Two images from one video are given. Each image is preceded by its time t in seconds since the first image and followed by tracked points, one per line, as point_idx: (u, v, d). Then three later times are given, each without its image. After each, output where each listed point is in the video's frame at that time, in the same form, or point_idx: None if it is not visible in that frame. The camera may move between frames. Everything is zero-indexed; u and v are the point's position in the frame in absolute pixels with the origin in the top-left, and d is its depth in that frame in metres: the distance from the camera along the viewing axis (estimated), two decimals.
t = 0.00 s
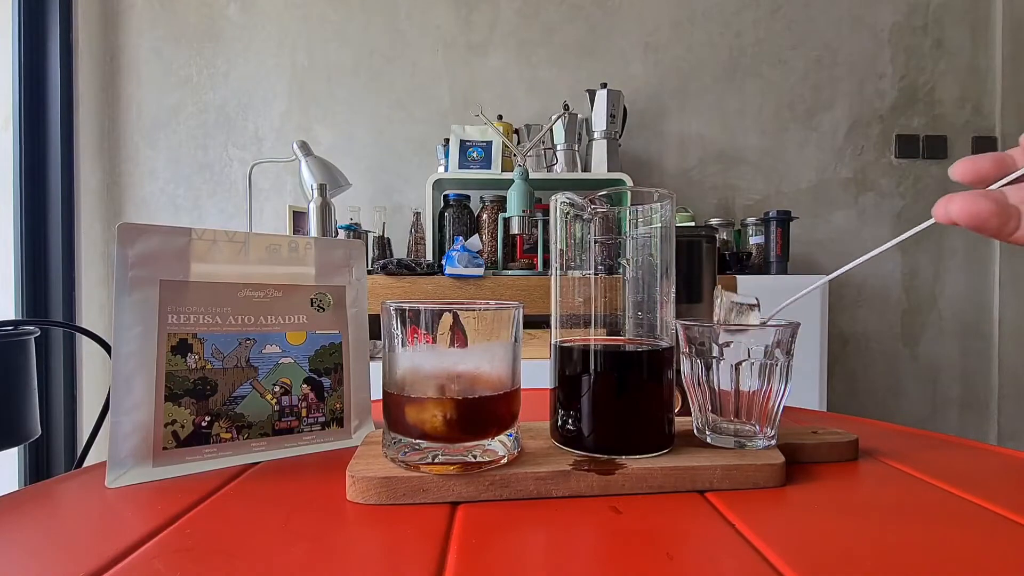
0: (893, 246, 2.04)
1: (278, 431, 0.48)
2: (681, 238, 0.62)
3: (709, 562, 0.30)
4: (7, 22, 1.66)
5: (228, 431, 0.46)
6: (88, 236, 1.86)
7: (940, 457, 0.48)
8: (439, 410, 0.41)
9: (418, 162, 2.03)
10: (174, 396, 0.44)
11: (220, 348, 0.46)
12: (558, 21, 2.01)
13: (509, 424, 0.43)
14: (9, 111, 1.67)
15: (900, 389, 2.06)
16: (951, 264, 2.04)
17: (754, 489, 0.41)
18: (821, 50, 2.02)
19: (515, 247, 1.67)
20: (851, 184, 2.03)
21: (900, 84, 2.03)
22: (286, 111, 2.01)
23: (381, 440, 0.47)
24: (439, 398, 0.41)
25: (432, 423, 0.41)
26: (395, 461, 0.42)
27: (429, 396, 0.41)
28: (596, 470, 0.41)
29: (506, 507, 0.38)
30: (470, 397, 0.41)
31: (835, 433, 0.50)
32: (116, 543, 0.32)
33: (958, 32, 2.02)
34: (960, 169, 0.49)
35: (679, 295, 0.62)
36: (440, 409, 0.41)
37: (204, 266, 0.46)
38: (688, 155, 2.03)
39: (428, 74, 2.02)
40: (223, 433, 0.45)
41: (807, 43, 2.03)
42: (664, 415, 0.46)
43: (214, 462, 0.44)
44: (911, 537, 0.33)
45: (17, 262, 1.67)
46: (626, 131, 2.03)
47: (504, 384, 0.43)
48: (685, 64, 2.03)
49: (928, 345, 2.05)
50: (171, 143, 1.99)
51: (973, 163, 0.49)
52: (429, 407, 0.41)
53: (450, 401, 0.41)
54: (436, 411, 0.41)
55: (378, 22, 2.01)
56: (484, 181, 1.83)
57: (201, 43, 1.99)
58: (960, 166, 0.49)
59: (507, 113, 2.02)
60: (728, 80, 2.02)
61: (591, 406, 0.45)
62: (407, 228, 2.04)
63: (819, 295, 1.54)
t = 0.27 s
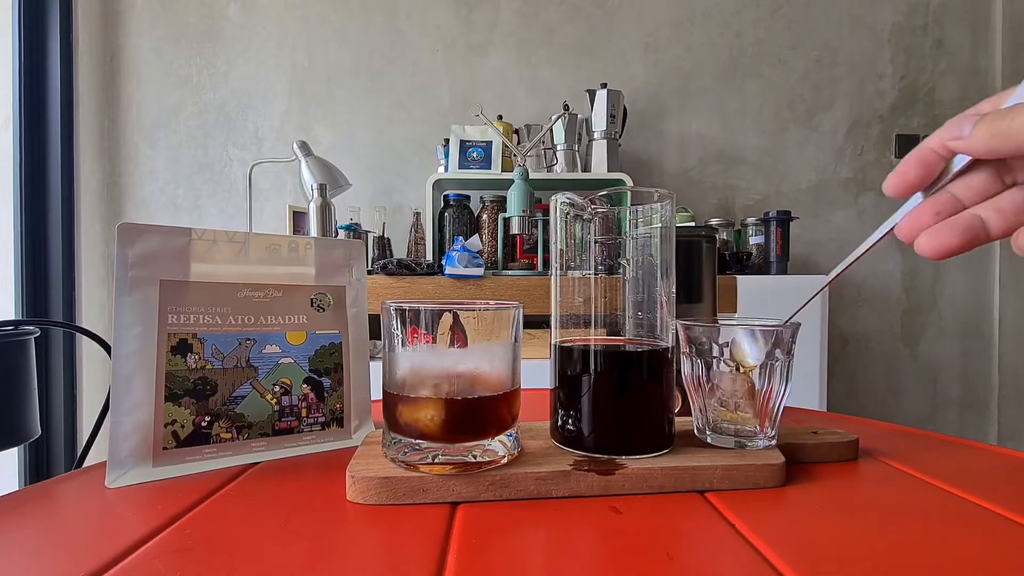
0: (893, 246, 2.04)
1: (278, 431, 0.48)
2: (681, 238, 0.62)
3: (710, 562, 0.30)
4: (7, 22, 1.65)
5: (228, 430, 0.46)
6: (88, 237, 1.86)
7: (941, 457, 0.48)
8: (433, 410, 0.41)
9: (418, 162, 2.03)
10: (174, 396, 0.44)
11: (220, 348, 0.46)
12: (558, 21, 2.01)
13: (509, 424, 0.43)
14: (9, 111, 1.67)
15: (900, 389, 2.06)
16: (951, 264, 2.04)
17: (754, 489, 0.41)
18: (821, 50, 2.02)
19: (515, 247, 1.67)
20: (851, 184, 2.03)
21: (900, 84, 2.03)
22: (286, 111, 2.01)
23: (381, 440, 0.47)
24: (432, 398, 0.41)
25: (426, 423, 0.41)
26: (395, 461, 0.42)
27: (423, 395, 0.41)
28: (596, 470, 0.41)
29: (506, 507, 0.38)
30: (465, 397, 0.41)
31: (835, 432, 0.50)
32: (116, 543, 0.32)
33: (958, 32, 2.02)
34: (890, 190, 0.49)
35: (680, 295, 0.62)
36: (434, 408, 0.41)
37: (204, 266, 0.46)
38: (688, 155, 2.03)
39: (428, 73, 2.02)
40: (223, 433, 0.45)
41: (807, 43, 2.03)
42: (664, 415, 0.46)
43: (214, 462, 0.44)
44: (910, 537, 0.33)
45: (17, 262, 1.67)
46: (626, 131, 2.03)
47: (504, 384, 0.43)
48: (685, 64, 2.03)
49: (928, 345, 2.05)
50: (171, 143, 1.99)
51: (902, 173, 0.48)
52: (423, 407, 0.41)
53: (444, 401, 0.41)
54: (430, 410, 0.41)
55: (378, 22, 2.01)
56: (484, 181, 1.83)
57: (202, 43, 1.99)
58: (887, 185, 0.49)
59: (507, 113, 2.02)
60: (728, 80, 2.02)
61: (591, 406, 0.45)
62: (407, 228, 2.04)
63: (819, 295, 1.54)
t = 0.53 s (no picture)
0: (893, 246, 2.04)
1: (278, 431, 0.48)
2: (681, 238, 0.62)
3: (710, 562, 0.30)
4: (7, 22, 1.65)
5: (228, 430, 0.46)
6: (88, 237, 1.86)
7: (940, 457, 0.48)
8: (426, 410, 0.41)
9: (418, 162, 2.03)
10: (174, 396, 0.44)
11: (220, 348, 0.46)
12: (558, 21, 2.01)
13: (509, 424, 0.43)
14: (9, 111, 1.67)
15: (900, 388, 2.06)
16: (951, 264, 2.04)
17: (754, 489, 0.41)
18: (822, 50, 2.02)
19: (515, 247, 1.67)
20: (851, 184, 2.03)
21: (900, 84, 2.03)
22: (286, 111, 2.01)
23: (381, 440, 0.47)
24: (426, 398, 0.41)
25: (420, 423, 0.41)
26: (394, 461, 0.42)
27: (419, 395, 0.41)
28: (596, 470, 0.41)
29: (505, 506, 0.38)
30: (460, 397, 0.41)
31: (835, 432, 0.50)
32: (116, 543, 0.32)
33: (958, 32, 2.02)
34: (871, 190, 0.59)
35: (679, 295, 0.62)
36: (427, 408, 0.41)
37: (204, 266, 0.46)
38: (688, 155, 2.03)
39: (428, 73, 2.02)
40: (223, 433, 0.45)
41: (807, 43, 2.03)
42: (664, 415, 0.46)
43: (214, 462, 0.44)
44: (910, 537, 0.33)
45: (17, 262, 1.67)
46: (626, 131, 2.03)
47: (504, 384, 0.43)
48: (685, 64, 2.03)
49: (928, 346, 2.05)
50: (171, 143, 1.99)
51: (882, 176, 0.58)
52: (417, 407, 0.41)
53: (437, 401, 0.41)
54: (423, 410, 0.41)
55: (378, 21, 2.01)
56: (484, 181, 1.83)
57: (201, 43, 1.99)
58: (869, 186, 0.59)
59: (507, 113, 2.02)
60: (728, 80, 2.02)
61: (590, 406, 0.45)
62: (407, 228, 2.04)
63: (819, 295, 1.54)
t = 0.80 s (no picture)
0: (893, 246, 2.04)
1: (278, 431, 0.48)
2: (681, 238, 0.62)
3: (710, 562, 0.30)
4: (7, 22, 1.65)
5: (228, 430, 0.46)
6: (88, 237, 1.86)
7: (941, 457, 0.48)
8: (422, 409, 0.41)
9: (418, 162, 2.03)
10: (174, 396, 0.44)
11: (220, 348, 0.46)
12: (558, 21, 2.01)
13: (509, 424, 0.43)
14: (9, 110, 1.67)
15: (899, 388, 2.06)
16: (951, 264, 2.04)
17: (754, 489, 0.41)
18: (822, 50, 2.02)
19: (515, 247, 1.67)
20: (851, 184, 2.03)
21: (900, 84, 2.03)
22: (286, 111, 2.01)
23: (381, 440, 0.47)
24: (423, 397, 0.41)
25: (417, 422, 0.41)
26: (395, 461, 0.42)
27: (416, 394, 0.41)
28: (596, 470, 0.41)
29: (505, 506, 0.38)
30: (457, 397, 0.41)
31: (835, 432, 0.50)
32: (116, 543, 0.32)
33: (958, 32, 2.02)
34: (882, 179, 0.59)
35: (679, 295, 0.62)
36: (424, 408, 0.41)
37: (204, 266, 0.46)
38: (688, 155, 2.03)
39: (428, 73, 2.02)
40: (223, 433, 0.45)
41: (807, 43, 2.03)
42: (664, 415, 0.46)
43: (214, 462, 0.44)
44: (910, 537, 0.33)
45: (17, 262, 1.67)
46: (626, 132, 2.03)
47: (503, 385, 0.43)
48: (685, 64, 2.03)
49: (928, 346, 2.05)
50: (171, 143, 1.99)
51: (894, 165, 0.57)
52: (415, 406, 0.41)
53: (435, 400, 0.41)
54: (420, 409, 0.41)
55: (378, 21, 2.01)
56: (484, 181, 1.83)
57: (201, 43, 1.99)
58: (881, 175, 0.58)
59: (507, 113, 2.02)
60: (728, 80, 2.02)
61: (590, 406, 0.45)
62: (407, 228, 2.04)
63: (819, 295, 1.54)
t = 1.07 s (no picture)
0: (893, 246, 2.04)
1: (278, 431, 0.48)
2: (680, 238, 0.62)
3: (710, 562, 0.30)
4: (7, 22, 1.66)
5: (228, 430, 0.46)
6: (88, 237, 1.86)
7: (940, 457, 0.48)
8: (420, 409, 0.41)
9: (418, 162, 2.03)
10: (174, 396, 0.44)
11: (220, 348, 0.46)
12: (558, 21, 2.01)
13: (509, 424, 0.43)
14: (9, 111, 1.67)
15: (899, 388, 2.06)
16: (951, 264, 2.04)
17: (754, 489, 0.41)
18: (822, 50, 2.02)
19: (515, 247, 1.67)
20: (851, 184, 2.03)
21: (900, 84, 2.03)
22: (286, 111, 2.01)
23: (381, 440, 0.47)
24: (420, 397, 0.41)
25: (415, 422, 0.41)
26: (395, 461, 0.42)
27: (414, 394, 0.42)
28: (596, 470, 0.41)
29: (505, 506, 0.38)
30: (455, 397, 0.41)
31: (835, 432, 0.50)
32: (116, 543, 0.32)
33: (958, 32, 2.02)
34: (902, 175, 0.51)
35: (679, 295, 0.62)
36: (421, 407, 0.41)
37: (204, 266, 0.46)
38: (688, 155, 2.03)
39: (428, 73, 2.02)
40: (223, 433, 0.45)
41: (808, 43, 2.03)
42: (664, 416, 0.46)
43: (214, 462, 0.44)
44: (911, 537, 0.33)
45: (17, 261, 1.67)
46: (626, 132, 2.03)
47: (503, 385, 0.43)
48: (686, 64, 2.03)
49: (928, 346, 2.05)
50: (171, 143, 1.99)
51: (916, 160, 0.50)
52: (414, 406, 0.41)
53: (433, 400, 0.41)
54: (418, 409, 0.41)
55: (378, 21, 2.01)
56: (484, 181, 1.83)
57: (201, 43, 1.99)
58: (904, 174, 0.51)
59: (507, 113, 2.02)
60: (728, 80, 2.02)
61: (590, 406, 0.45)
62: (407, 228, 2.04)
63: (819, 295, 1.54)
